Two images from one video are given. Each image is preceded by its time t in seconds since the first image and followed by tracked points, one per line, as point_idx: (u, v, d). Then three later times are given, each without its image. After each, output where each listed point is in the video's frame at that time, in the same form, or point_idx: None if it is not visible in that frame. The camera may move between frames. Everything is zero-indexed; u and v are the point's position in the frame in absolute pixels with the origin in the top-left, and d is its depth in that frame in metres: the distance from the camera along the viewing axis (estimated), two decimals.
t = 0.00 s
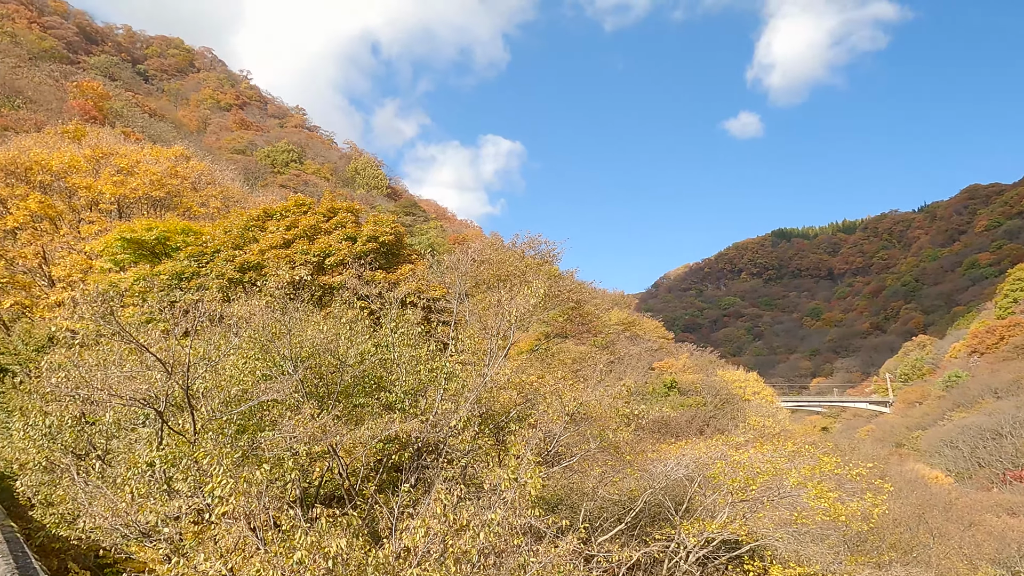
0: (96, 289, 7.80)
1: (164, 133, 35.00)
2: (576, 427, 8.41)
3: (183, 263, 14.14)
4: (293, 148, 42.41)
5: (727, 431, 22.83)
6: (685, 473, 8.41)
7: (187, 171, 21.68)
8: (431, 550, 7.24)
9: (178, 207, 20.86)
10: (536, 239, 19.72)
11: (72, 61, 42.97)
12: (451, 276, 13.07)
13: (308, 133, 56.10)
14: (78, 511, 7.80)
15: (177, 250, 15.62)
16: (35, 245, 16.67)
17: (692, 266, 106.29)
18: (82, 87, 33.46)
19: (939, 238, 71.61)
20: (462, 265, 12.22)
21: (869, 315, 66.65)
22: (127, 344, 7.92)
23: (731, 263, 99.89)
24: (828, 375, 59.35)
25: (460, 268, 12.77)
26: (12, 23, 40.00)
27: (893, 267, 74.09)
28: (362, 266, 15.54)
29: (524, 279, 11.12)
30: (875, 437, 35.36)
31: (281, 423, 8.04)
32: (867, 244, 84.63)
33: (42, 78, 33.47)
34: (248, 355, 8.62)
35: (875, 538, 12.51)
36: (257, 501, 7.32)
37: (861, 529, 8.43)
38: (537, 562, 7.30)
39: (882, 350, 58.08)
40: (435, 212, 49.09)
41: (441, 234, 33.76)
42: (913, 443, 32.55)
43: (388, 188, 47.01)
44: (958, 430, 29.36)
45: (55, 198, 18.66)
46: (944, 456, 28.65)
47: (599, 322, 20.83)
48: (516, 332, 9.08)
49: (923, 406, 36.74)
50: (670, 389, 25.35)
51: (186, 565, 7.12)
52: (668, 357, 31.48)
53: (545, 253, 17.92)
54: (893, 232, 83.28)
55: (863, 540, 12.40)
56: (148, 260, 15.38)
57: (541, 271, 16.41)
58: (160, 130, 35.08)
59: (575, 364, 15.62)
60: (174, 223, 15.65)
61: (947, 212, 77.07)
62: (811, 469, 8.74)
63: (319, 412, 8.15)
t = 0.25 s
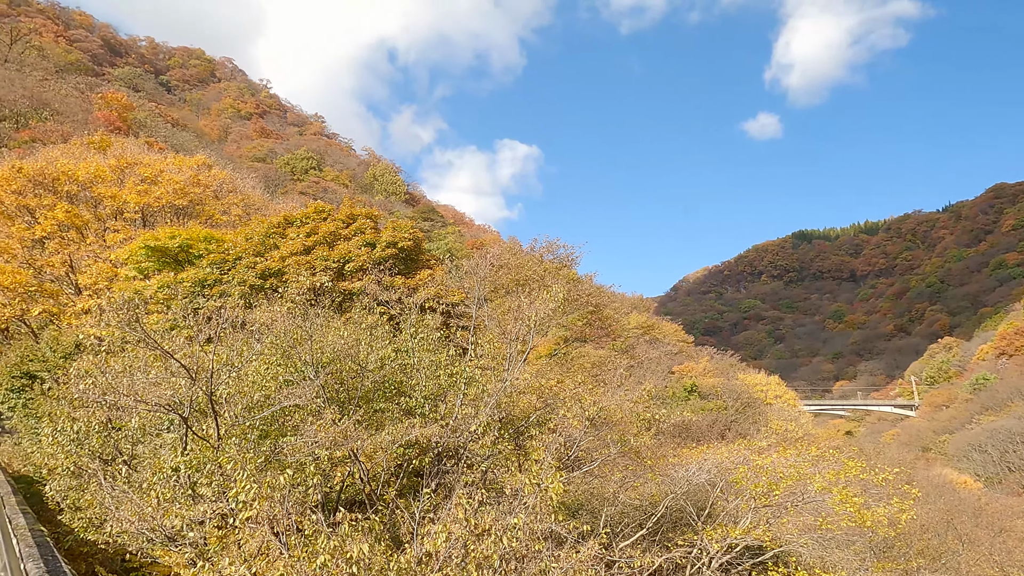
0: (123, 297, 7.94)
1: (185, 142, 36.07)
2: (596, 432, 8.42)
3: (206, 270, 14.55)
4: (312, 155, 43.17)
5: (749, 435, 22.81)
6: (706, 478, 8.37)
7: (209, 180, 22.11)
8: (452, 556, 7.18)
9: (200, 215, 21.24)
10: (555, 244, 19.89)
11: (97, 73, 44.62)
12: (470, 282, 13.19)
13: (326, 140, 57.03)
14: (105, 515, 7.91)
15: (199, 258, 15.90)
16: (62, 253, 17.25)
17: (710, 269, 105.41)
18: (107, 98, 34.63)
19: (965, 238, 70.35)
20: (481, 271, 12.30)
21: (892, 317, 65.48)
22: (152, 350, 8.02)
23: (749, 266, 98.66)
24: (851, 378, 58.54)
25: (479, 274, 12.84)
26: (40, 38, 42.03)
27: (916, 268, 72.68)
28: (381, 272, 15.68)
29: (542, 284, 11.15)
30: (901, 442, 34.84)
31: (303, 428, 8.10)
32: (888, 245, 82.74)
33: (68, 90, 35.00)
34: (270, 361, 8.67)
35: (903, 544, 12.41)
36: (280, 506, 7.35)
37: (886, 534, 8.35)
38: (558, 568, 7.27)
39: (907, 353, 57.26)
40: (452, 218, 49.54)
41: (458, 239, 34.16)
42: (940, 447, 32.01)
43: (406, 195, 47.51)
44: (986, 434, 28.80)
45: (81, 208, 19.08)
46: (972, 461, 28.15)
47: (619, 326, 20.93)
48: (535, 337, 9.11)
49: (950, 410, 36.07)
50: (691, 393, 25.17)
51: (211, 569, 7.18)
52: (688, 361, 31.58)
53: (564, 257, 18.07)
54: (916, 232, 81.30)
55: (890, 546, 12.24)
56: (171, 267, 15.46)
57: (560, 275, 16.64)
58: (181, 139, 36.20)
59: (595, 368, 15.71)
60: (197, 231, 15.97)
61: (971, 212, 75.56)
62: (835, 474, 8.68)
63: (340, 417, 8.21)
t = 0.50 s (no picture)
0: (136, 303, 8.00)
1: (197, 148, 36.43)
2: (608, 436, 8.40)
3: (218, 276, 14.65)
4: (323, 161, 43.61)
5: (760, 439, 22.87)
6: (719, 482, 8.34)
7: (220, 185, 22.06)
8: (464, 560, 7.18)
9: (212, 221, 21.42)
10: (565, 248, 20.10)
11: (110, 81, 45.61)
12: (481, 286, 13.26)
13: (337, 145, 57.57)
14: (119, 519, 7.95)
15: (211, 263, 16.06)
16: (76, 260, 17.85)
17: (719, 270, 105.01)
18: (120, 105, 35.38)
19: (980, 239, 69.72)
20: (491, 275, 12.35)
21: (906, 319, 64.70)
22: (164, 355, 8.05)
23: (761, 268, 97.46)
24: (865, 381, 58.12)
25: (489, 277, 12.89)
26: (56, 47, 42.95)
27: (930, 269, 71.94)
28: (392, 276, 15.75)
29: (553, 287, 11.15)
30: (916, 445, 34.55)
31: (314, 433, 8.12)
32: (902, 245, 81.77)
33: (82, 98, 35.43)
34: (281, 366, 8.71)
35: (920, 549, 12.40)
36: (293, 510, 7.38)
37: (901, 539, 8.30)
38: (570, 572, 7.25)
39: (922, 355, 56.87)
40: (462, 222, 49.91)
41: (469, 243, 34.41)
42: (956, 451, 31.65)
43: (416, 199, 47.86)
44: (1003, 437, 28.53)
45: (95, 215, 19.58)
46: (988, 465, 27.86)
47: (628, 330, 21.07)
48: (546, 341, 9.11)
49: (965, 413, 35.73)
50: (701, 397, 25.55)
51: (224, 573, 7.22)
52: (699, 363, 31.73)
53: (574, 261, 18.33)
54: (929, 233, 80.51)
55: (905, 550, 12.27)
56: (183, 273, 15.67)
57: (570, 278, 16.88)
58: (194, 145, 36.78)
59: (606, 371, 15.83)
60: (210, 237, 16.16)
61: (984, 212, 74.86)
62: (849, 478, 8.64)
63: (351, 422, 8.24)
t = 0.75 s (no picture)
0: (155, 309, 8.08)
1: (214, 156, 37.42)
2: (623, 440, 8.38)
3: (234, 282, 14.85)
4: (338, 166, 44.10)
5: (777, 442, 22.90)
6: (736, 486, 8.30)
7: (237, 192, 22.75)
8: (480, 564, 7.18)
9: (229, 228, 21.71)
10: (579, 251, 20.27)
11: (128, 90, 46.64)
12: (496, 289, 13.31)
13: (350, 150, 58.10)
14: (139, 523, 8.02)
15: (227, 268, 16.22)
16: (95, 266, 18.09)
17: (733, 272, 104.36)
18: (139, 114, 36.32)
19: (1001, 240, 68.73)
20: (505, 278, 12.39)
21: (925, 321, 63.78)
22: (182, 361, 8.13)
23: (778, 270, 96.53)
24: (884, 383, 57.59)
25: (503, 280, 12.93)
26: (75, 57, 43.93)
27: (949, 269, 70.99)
28: (406, 281, 15.87)
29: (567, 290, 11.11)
30: (936, 448, 34.14)
31: (330, 437, 8.15)
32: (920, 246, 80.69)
33: (101, 106, 35.91)
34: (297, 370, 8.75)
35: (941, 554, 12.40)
36: (310, 514, 7.42)
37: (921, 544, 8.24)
38: None
39: (942, 357, 56.31)
40: (475, 225, 50.30)
41: (483, 247, 34.70)
42: (978, 455, 31.16)
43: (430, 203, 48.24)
44: None
45: (114, 221, 19.94)
46: (1010, 469, 27.48)
47: (643, 333, 21.16)
48: (560, 345, 9.09)
49: (987, 416, 35.21)
50: (718, 400, 25.62)
51: None
52: (715, 366, 31.88)
53: (588, 264, 18.50)
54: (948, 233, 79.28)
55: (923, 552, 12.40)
56: (200, 278, 15.80)
57: (585, 282, 17.05)
58: (210, 153, 37.40)
59: (621, 374, 15.92)
60: (226, 243, 16.37)
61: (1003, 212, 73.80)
62: (868, 482, 8.56)
63: (367, 426, 8.27)
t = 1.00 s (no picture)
0: (178, 314, 8.17)
1: (235, 162, 38.02)
2: (644, 441, 8.35)
3: (256, 286, 15.10)
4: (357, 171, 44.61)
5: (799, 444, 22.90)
6: (759, 488, 8.25)
7: (258, 198, 22.74)
8: (503, 566, 7.18)
9: (250, 232, 21.90)
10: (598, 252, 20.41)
11: (152, 98, 47.70)
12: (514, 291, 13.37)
13: (369, 154, 58.72)
14: (165, 525, 8.13)
15: (248, 273, 16.45)
16: (122, 271, 18.65)
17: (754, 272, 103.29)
18: (161, 122, 37.86)
19: None
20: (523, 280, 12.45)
21: (952, 320, 62.88)
22: (206, 364, 8.24)
23: (799, 270, 95.36)
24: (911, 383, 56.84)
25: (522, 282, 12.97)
26: (99, 67, 45.06)
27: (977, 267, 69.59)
28: (425, 284, 16.10)
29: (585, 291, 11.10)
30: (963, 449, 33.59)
31: (352, 440, 8.20)
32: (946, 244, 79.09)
33: (126, 115, 36.95)
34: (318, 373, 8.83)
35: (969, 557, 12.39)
36: (333, 516, 7.48)
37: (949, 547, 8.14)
38: None
39: (970, 356, 55.38)
40: (493, 227, 50.76)
41: (502, 250, 35.06)
42: (1008, 456, 30.54)
43: (449, 206, 48.66)
44: None
45: (139, 227, 20.42)
46: None
47: (663, 334, 21.25)
48: (580, 346, 9.09)
49: (1017, 417, 34.48)
50: (741, 402, 26.65)
51: None
52: (736, 367, 32.04)
53: (607, 265, 18.61)
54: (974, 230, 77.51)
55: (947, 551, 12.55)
56: (223, 283, 16.13)
57: (603, 283, 17.18)
58: (231, 158, 38.18)
59: (641, 375, 15.99)
60: (247, 248, 16.60)
61: None
62: (894, 484, 8.45)
63: (388, 429, 8.32)
